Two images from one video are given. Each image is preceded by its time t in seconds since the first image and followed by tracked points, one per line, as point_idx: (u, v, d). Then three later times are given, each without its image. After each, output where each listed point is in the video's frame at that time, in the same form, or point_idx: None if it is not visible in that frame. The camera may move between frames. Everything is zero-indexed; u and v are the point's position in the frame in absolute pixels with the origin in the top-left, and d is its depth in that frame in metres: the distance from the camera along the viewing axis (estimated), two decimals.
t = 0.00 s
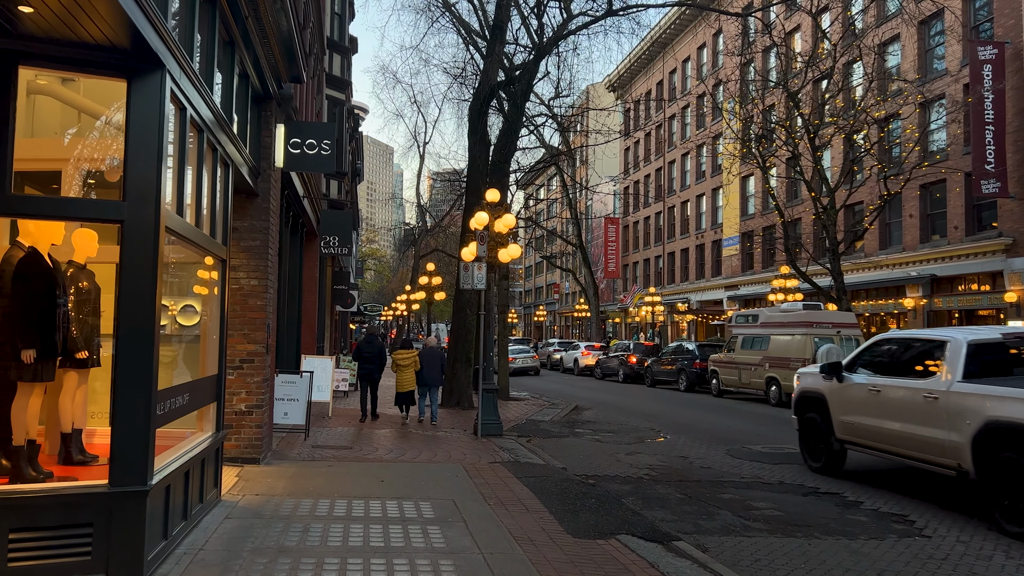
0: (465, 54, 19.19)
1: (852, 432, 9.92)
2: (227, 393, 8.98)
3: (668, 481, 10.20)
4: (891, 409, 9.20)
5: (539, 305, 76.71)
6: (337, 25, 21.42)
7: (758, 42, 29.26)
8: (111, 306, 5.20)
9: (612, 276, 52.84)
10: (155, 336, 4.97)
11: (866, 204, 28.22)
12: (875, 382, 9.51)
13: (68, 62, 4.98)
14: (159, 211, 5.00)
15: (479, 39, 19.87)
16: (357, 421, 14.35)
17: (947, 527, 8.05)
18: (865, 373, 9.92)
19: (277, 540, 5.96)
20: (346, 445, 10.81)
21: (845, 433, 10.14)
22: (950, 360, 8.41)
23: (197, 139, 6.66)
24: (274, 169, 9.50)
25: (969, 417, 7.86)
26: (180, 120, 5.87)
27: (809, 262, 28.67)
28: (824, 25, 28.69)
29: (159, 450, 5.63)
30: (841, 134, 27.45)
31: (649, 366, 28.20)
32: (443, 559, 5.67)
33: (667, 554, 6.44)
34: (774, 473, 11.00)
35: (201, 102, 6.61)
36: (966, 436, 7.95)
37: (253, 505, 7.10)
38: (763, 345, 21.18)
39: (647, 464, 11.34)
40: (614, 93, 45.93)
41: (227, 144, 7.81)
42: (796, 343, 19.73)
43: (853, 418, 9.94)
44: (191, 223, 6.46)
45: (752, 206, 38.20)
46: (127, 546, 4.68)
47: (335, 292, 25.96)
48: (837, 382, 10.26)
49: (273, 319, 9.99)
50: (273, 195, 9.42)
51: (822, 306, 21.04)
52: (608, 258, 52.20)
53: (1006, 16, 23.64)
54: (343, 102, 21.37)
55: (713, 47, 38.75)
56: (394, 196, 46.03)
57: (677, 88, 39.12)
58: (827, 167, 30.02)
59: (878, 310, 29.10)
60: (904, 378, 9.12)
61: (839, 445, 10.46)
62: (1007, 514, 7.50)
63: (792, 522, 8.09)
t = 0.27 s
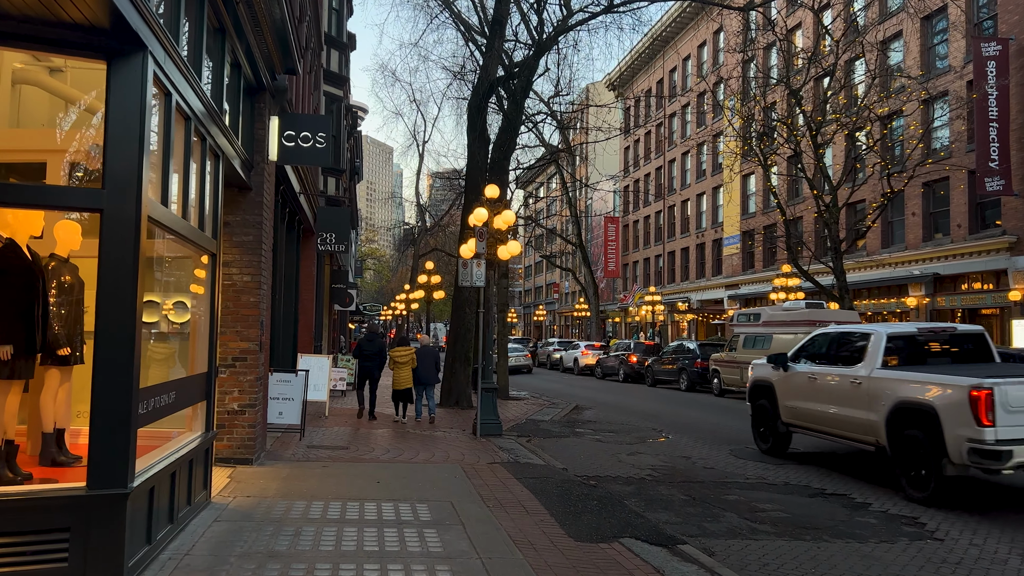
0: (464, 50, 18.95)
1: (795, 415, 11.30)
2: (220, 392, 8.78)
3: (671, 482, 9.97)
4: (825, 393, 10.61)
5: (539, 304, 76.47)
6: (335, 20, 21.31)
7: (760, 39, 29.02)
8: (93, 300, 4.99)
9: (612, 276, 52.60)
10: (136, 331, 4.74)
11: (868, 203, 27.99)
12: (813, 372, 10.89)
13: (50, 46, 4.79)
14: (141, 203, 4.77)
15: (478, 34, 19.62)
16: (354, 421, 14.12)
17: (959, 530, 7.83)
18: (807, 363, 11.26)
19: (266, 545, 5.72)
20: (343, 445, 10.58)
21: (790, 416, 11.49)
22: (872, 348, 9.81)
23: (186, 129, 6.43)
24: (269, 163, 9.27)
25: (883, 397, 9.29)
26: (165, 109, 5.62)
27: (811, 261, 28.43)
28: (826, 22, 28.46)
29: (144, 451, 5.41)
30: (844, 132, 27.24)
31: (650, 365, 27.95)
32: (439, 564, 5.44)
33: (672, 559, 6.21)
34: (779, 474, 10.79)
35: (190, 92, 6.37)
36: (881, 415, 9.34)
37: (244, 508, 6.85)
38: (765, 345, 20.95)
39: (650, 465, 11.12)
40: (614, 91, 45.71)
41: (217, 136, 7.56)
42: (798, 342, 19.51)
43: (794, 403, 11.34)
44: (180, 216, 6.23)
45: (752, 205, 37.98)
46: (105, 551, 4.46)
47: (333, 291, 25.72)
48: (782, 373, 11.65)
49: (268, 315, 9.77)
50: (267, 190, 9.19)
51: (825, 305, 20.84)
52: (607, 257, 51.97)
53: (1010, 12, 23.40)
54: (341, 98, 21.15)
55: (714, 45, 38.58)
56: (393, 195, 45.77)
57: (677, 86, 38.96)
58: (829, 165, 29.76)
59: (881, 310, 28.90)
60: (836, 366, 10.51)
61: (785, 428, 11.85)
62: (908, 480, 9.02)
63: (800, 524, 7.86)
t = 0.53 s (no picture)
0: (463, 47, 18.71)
1: (747, 408, 12.45)
2: (213, 395, 8.54)
3: (675, 488, 9.75)
4: (770, 388, 11.77)
5: (539, 305, 76.25)
6: (333, 18, 21.27)
7: (761, 38, 28.80)
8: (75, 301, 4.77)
9: (612, 276, 52.38)
10: (116, 334, 4.53)
11: (872, 202, 27.76)
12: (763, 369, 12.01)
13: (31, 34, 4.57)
14: (121, 199, 4.57)
15: (477, 31, 19.38)
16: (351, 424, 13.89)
17: (972, 538, 7.61)
18: (759, 361, 12.37)
19: (255, 556, 5.49)
20: (339, 449, 10.36)
21: (744, 410, 12.62)
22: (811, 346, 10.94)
23: (174, 124, 6.21)
24: (263, 161, 9.07)
25: (817, 391, 10.45)
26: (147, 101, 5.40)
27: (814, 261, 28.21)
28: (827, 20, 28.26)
29: (127, 458, 5.19)
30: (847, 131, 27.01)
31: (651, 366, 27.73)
32: None
33: (678, 570, 5.98)
34: (785, 479, 10.56)
35: (177, 86, 6.16)
36: (814, 407, 10.55)
37: (234, 517, 6.61)
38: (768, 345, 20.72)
39: (653, 470, 10.89)
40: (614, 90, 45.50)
41: (207, 131, 7.33)
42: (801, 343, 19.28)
43: (747, 398, 12.47)
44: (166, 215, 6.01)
45: (753, 205, 37.78)
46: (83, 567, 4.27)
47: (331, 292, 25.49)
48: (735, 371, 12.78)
49: (262, 316, 9.53)
50: (261, 188, 8.98)
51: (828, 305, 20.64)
52: (608, 257, 51.78)
53: (1015, 10, 23.15)
54: (339, 96, 20.97)
55: (715, 43, 38.39)
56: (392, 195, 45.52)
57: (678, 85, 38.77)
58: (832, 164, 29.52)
59: (884, 310, 28.71)
60: (781, 364, 11.63)
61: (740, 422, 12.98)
62: (837, 462, 10.20)
63: (808, 532, 7.64)
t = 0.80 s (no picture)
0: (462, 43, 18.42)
1: (712, 402, 13.78)
2: (207, 397, 8.33)
3: (680, 491, 9.53)
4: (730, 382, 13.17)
5: (539, 305, 75.99)
6: (332, 14, 21.02)
7: (763, 36, 28.57)
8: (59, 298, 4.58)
9: (612, 276, 52.16)
10: (98, 332, 4.34)
11: (875, 201, 27.52)
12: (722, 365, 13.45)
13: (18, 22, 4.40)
14: (103, 193, 4.37)
15: (477, 27, 19.11)
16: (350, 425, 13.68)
17: (988, 544, 7.39)
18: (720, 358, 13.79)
19: (247, 565, 5.27)
20: (336, 451, 10.13)
21: (709, 404, 13.97)
22: (763, 342, 12.43)
23: (164, 115, 5.99)
24: (258, 156, 8.86)
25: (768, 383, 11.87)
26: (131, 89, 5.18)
27: (816, 260, 27.96)
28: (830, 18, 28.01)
29: (112, 462, 4.98)
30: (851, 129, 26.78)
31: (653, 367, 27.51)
32: None
33: None
34: (792, 482, 10.34)
35: (166, 76, 5.94)
36: (766, 397, 11.96)
37: (226, 524, 6.38)
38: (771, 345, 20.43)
39: (657, 472, 10.68)
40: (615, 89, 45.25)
41: (200, 125, 7.12)
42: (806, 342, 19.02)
43: (711, 392, 13.85)
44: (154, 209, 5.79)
45: (755, 204, 37.57)
46: None
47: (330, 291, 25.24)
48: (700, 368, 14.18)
49: (258, 315, 9.30)
50: (256, 183, 8.75)
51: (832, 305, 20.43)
52: (608, 257, 51.57)
53: (1021, 7, 22.88)
54: (338, 94, 20.74)
55: (716, 42, 38.19)
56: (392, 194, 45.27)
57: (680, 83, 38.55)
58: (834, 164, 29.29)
59: (887, 309, 28.51)
60: (740, 360, 13.07)
61: (706, 415, 14.31)
62: (784, 445, 11.58)
63: (819, 537, 7.42)
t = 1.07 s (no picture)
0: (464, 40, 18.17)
1: (685, 394, 15.05)
2: (202, 399, 8.09)
3: (688, 496, 9.31)
4: (700, 375, 14.51)
5: (540, 305, 75.76)
6: (332, 11, 20.80)
7: (767, 33, 28.33)
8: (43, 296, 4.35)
9: (614, 275, 51.95)
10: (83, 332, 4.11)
11: (880, 200, 27.31)
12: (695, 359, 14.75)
13: None
14: (88, 185, 4.15)
15: (478, 24, 18.86)
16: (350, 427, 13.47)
17: (1007, 551, 7.17)
18: (694, 355, 15.12)
19: None
20: (336, 453, 9.91)
21: (683, 396, 15.29)
22: (729, 340, 13.71)
23: (155, 106, 5.77)
24: (256, 152, 8.66)
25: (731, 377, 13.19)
26: (115, 77, 4.96)
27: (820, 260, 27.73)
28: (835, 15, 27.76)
29: (99, 469, 4.76)
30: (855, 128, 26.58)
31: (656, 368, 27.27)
32: None
33: None
34: (801, 486, 10.12)
35: (158, 65, 5.73)
36: (730, 391, 13.25)
37: (222, 531, 6.15)
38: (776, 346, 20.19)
39: (664, 476, 10.46)
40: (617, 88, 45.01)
41: (195, 118, 6.90)
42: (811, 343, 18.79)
43: (684, 386, 15.18)
44: (145, 204, 5.57)
45: (758, 203, 37.35)
46: None
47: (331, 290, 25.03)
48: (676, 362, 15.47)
49: (256, 315, 9.07)
50: (254, 180, 8.54)
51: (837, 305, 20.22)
52: (610, 257, 51.38)
53: None
54: (338, 91, 20.51)
55: (718, 41, 38.00)
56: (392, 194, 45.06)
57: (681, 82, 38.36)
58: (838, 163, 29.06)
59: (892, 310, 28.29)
60: (709, 357, 14.42)
61: (680, 406, 15.66)
62: (744, 434, 12.85)
63: (834, 545, 7.20)
